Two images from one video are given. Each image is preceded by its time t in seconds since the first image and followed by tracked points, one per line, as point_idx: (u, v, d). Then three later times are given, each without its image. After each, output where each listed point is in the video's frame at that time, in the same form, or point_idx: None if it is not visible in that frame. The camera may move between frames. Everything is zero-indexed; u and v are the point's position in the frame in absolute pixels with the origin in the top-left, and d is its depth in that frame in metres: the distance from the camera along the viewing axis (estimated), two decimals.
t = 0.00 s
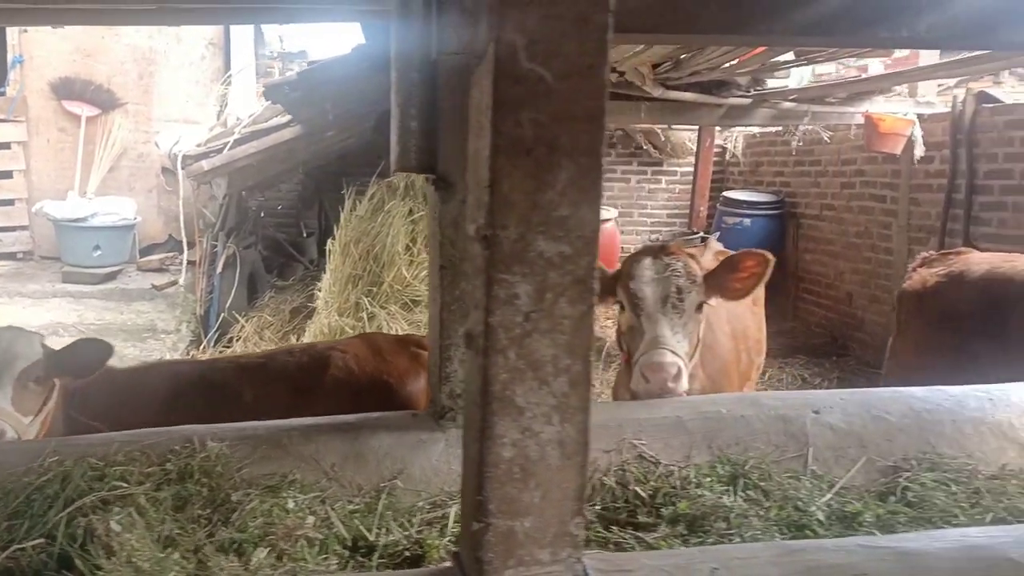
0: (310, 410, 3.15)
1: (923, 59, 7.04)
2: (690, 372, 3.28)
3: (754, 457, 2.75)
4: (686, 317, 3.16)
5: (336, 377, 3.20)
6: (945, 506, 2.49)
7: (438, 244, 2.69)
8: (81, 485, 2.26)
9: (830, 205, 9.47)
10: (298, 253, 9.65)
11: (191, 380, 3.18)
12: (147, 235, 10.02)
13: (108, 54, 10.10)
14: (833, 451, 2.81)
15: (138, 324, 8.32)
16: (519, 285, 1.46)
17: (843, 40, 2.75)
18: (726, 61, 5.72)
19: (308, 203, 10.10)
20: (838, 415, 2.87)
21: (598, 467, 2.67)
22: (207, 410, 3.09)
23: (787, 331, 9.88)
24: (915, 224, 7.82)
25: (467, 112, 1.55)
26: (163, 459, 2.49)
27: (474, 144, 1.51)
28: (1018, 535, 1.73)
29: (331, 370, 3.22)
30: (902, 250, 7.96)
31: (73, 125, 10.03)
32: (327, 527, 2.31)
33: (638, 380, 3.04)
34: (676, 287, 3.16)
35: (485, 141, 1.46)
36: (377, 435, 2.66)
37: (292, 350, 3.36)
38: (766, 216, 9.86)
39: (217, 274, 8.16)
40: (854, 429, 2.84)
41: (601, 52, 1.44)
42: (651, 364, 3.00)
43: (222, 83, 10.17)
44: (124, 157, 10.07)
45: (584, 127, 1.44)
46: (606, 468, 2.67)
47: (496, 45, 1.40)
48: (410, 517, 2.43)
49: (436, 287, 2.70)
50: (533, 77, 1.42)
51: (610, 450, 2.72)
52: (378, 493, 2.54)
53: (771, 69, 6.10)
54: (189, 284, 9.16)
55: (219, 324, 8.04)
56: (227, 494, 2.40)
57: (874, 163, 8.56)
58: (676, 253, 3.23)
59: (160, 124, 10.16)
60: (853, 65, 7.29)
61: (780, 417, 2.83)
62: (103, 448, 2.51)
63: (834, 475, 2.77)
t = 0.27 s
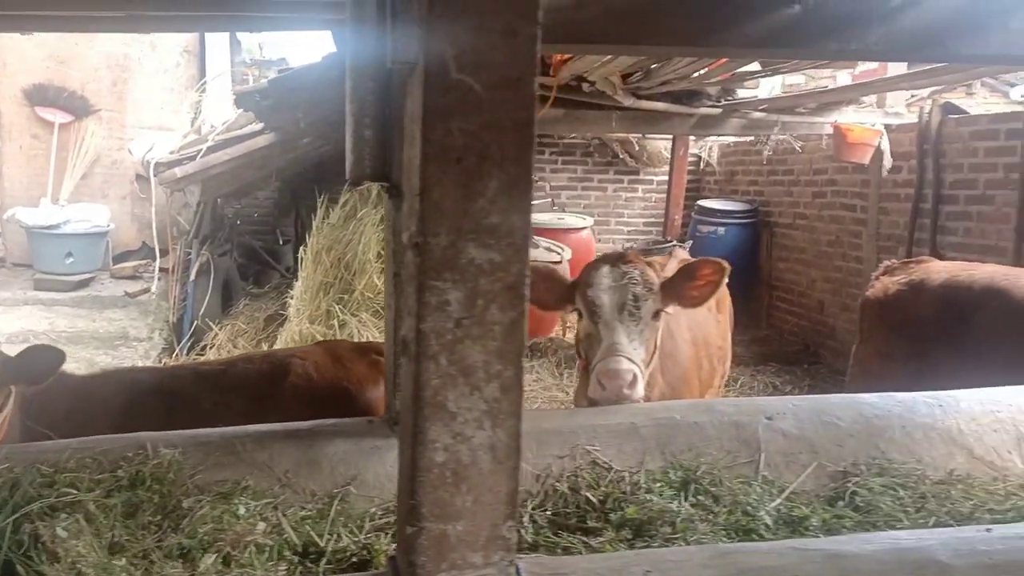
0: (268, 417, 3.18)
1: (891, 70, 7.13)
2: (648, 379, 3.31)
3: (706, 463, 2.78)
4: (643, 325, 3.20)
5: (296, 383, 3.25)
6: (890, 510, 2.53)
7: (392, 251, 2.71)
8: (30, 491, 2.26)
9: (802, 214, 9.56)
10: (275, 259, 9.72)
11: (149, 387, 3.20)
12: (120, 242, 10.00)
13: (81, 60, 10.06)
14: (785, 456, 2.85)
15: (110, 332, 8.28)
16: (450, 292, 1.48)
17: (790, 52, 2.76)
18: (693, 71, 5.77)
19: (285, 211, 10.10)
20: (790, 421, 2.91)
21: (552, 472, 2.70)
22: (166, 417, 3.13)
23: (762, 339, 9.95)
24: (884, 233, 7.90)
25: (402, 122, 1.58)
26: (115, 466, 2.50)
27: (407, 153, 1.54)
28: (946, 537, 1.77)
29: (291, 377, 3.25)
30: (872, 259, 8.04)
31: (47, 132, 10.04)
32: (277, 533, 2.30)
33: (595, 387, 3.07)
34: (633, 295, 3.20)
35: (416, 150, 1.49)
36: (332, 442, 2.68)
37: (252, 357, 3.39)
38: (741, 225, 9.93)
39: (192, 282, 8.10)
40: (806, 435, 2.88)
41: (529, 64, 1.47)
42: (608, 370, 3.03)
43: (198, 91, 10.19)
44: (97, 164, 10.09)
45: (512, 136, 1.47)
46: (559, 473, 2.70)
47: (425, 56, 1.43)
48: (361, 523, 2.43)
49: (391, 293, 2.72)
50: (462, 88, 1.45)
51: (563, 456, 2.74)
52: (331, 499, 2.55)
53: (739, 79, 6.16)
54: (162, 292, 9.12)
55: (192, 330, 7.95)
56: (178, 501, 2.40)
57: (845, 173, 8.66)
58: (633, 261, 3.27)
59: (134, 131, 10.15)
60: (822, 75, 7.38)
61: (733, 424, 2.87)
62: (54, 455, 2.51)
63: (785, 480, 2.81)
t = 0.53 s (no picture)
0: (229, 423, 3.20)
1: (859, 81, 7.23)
2: (607, 386, 3.34)
3: (662, 468, 2.80)
4: (603, 332, 3.23)
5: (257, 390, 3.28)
6: (841, 514, 2.57)
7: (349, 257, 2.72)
8: None
9: (775, 222, 9.64)
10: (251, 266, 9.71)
11: (110, 393, 3.18)
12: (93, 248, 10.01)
13: (54, 66, 10.40)
14: (741, 461, 2.88)
15: (81, 338, 8.26)
16: (388, 298, 1.50)
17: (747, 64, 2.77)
18: (663, 80, 5.82)
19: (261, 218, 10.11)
20: (747, 426, 2.94)
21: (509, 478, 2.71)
22: (127, 425, 3.09)
23: (735, 346, 10.02)
24: (853, 241, 7.99)
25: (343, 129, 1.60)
26: (69, 473, 2.49)
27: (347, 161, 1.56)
28: (884, 540, 1.80)
29: (252, 383, 3.29)
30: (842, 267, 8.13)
31: (18, 137, 10.26)
32: (229, 539, 2.28)
33: (555, 393, 3.09)
34: (593, 302, 3.23)
35: (354, 157, 1.50)
36: (288, 448, 2.69)
37: (213, 364, 3.41)
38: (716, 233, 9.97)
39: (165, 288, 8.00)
40: (762, 440, 2.91)
41: (466, 73, 1.49)
42: (567, 377, 3.05)
43: (171, 97, 10.54)
44: (70, 170, 10.36)
45: (450, 144, 1.49)
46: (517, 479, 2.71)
47: (362, 64, 1.45)
48: (315, 528, 2.42)
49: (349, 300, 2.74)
50: (398, 95, 1.47)
51: (520, 462, 2.76)
52: (286, 505, 2.55)
53: (709, 88, 6.23)
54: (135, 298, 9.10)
55: (165, 337, 7.83)
56: (130, 508, 2.38)
57: (815, 181, 8.75)
58: (594, 268, 3.31)
59: (106, 136, 10.55)
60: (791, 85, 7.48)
61: (690, 430, 2.90)
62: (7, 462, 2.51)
63: (741, 485, 2.84)
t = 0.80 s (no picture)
0: (192, 427, 3.22)
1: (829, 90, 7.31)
2: (571, 390, 3.36)
3: (623, 472, 2.82)
4: (567, 337, 3.26)
5: (221, 394, 3.31)
6: (797, 516, 2.60)
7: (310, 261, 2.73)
8: None
9: (749, 229, 9.70)
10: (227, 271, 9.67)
11: (71, 399, 3.17)
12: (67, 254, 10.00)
13: (29, 69, 10.48)
14: (701, 464, 2.91)
15: (54, 344, 8.23)
16: (333, 301, 1.51)
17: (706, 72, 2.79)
18: (634, 87, 5.86)
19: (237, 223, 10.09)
20: (707, 430, 2.97)
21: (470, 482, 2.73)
22: (88, 430, 3.09)
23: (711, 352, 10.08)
24: (826, 247, 8.06)
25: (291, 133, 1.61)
26: (26, 478, 2.48)
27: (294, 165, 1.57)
28: (828, 540, 1.82)
29: (216, 387, 3.32)
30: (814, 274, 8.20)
31: None
32: (186, 544, 2.26)
33: (519, 398, 3.10)
34: (556, 307, 3.26)
35: (300, 162, 1.52)
36: (249, 452, 2.71)
37: (176, 369, 3.42)
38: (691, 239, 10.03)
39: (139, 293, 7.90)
40: (722, 444, 2.95)
41: (411, 79, 1.50)
42: (530, 381, 3.06)
43: (146, 103, 10.65)
44: (43, 175, 10.40)
45: (395, 149, 1.51)
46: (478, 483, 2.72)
47: (307, 70, 1.47)
48: (274, 533, 2.42)
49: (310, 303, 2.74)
50: (343, 101, 1.48)
51: (481, 465, 2.77)
52: (245, 509, 2.56)
53: (681, 96, 6.28)
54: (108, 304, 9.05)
55: (139, 343, 7.73)
56: (87, 513, 2.37)
57: (789, 189, 8.82)
58: (557, 273, 3.33)
59: (80, 141, 10.66)
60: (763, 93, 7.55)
61: (651, 434, 2.93)
62: None
63: (700, 489, 2.87)
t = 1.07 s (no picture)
0: (156, 430, 3.21)
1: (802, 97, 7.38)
2: (539, 392, 3.37)
3: (586, 474, 2.84)
4: (534, 339, 3.27)
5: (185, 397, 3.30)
6: (757, 517, 2.62)
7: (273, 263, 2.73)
8: None
9: (724, 234, 9.77)
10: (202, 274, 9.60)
11: (33, 402, 3.16)
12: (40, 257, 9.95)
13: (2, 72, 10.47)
14: (664, 466, 2.93)
15: (25, 348, 8.17)
16: (283, 302, 1.51)
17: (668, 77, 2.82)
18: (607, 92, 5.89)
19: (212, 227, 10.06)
20: (671, 432, 3.00)
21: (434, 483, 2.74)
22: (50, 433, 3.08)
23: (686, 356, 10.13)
24: (799, 253, 8.12)
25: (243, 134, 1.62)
26: None
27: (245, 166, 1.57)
28: (779, 540, 1.84)
29: (180, 390, 3.31)
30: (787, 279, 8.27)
31: None
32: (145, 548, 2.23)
33: (486, 400, 3.10)
34: (524, 310, 3.27)
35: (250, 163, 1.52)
36: (211, 455, 2.70)
37: (141, 373, 3.41)
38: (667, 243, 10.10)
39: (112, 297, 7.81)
40: (685, 446, 2.97)
41: (360, 81, 1.51)
42: (498, 383, 3.07)
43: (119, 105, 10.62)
44: (16, 178, 10.36)
45: (346, 151, 1.51)
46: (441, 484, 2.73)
47: (256, 72, 1.47)
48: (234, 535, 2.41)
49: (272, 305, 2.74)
50: (292, 103, 1.49)
51: (445, 468, 2.78)
52: (206, 512, 2.56)
53: (654, 101, 6.32)
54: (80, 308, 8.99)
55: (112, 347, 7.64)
56: (44, 517, 2.35)
57: (763, 194, 8.90)
58: (524, 277, 3.35)
59: (54, 144, 10.65)
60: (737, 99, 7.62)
61: (616, 436, 2.94)
62: None
63: (663, 491, 2.89)
